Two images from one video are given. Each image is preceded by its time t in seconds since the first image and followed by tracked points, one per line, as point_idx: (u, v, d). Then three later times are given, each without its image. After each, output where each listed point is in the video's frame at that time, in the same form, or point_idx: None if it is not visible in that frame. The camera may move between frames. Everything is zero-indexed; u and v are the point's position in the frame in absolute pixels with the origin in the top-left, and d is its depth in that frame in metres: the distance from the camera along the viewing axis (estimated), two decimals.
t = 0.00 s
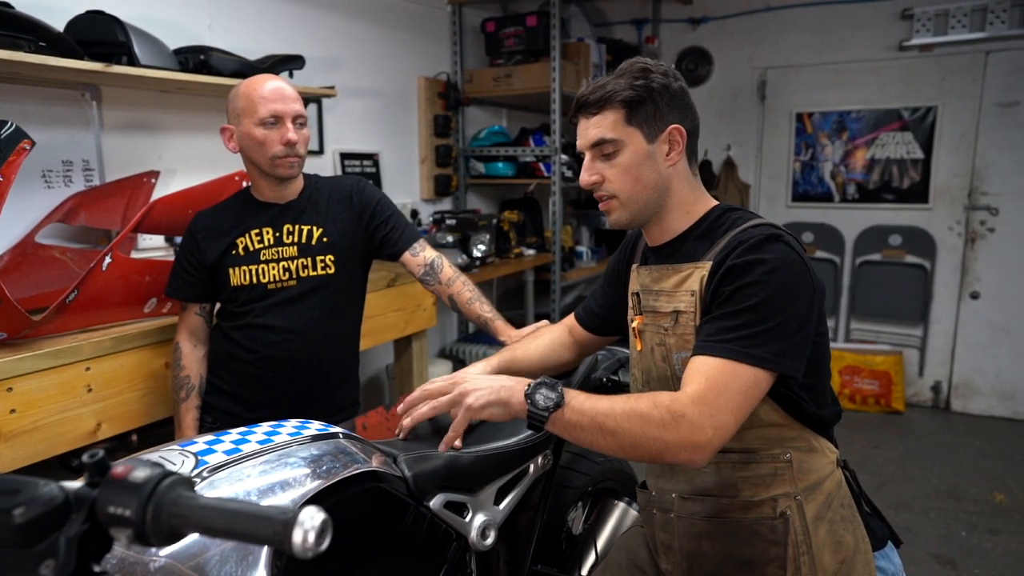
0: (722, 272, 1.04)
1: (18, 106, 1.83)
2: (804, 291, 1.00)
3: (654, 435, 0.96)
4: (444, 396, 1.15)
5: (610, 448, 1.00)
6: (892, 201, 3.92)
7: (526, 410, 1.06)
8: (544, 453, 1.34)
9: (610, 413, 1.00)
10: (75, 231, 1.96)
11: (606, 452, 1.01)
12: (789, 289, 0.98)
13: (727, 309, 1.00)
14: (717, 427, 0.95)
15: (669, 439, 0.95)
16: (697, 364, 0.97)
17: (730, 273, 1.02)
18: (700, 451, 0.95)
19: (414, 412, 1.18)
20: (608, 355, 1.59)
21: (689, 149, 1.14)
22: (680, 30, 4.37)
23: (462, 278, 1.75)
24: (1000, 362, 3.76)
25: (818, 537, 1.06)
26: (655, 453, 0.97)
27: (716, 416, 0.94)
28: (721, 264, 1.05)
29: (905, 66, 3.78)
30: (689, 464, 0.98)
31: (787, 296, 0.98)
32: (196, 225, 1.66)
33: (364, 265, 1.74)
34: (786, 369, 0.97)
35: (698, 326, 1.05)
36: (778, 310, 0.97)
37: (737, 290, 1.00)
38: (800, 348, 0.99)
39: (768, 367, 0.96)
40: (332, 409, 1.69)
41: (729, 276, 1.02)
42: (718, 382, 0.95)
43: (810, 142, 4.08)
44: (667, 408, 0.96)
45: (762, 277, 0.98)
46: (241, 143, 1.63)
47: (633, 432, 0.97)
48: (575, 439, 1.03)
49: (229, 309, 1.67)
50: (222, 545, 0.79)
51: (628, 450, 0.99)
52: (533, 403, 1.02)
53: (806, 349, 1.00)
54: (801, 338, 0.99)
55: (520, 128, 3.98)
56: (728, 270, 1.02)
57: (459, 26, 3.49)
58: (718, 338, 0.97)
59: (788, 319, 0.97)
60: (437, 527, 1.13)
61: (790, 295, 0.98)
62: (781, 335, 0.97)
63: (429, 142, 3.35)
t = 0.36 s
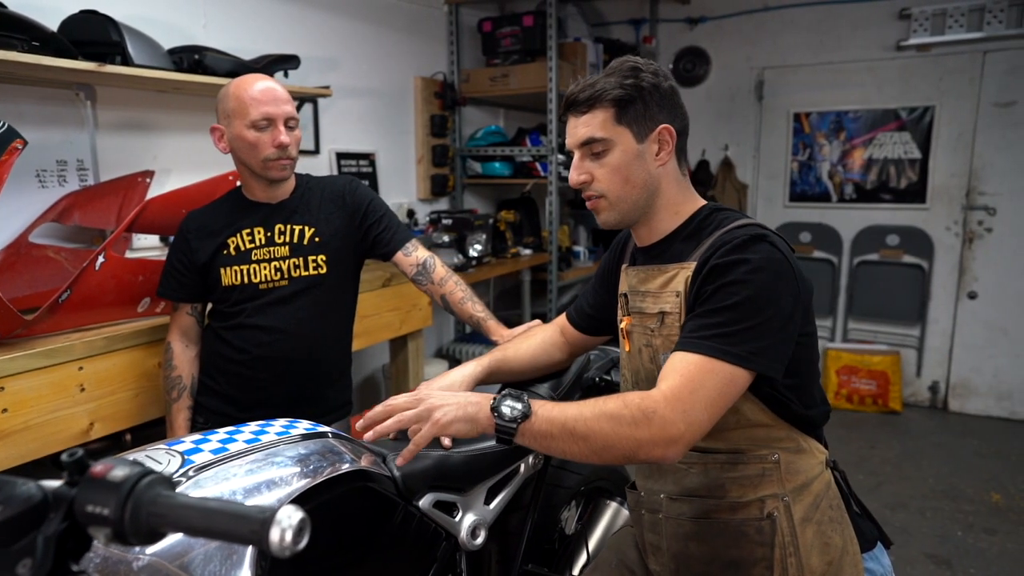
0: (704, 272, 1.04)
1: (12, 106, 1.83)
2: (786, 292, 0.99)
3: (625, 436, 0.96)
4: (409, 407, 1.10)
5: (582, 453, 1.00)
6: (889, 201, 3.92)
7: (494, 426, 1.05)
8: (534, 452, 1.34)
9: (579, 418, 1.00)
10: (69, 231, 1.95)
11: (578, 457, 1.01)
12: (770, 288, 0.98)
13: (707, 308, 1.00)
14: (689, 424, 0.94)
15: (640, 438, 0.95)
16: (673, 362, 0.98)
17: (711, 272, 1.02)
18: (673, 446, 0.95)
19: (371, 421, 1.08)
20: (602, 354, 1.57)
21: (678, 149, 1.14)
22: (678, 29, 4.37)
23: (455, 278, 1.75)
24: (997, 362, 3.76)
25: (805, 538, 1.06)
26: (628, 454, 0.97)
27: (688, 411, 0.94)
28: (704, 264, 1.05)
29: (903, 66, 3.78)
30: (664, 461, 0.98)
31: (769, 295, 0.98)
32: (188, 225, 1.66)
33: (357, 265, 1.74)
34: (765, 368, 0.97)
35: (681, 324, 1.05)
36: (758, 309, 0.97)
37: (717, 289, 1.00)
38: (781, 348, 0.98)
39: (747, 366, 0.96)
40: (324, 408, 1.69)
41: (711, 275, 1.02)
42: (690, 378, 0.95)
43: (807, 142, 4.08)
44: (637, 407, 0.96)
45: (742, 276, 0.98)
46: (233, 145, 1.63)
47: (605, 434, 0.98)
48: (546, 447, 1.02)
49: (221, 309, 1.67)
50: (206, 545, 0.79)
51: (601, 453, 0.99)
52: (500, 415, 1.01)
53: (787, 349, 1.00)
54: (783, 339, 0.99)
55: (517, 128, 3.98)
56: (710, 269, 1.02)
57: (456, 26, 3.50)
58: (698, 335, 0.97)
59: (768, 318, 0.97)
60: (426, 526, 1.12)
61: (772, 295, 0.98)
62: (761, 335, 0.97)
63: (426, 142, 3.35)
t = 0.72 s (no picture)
0: (693, 273, 1.04)
1: (10, 105, 1.84)
2: (774, 293, 0.99)
3: (604, 435, 0.97)
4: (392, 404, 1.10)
5: (563, 452, 1.01)
6: (890, 200, 3.92)
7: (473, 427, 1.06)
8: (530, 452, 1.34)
9: (558, 417, 1.01)
10: (67, 231, 1.95)
11: (560, 456, 1.02)
12: (758, 288, 0.97)
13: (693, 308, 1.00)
14: (669, 423, 0.95)
15: (618, 437, 0.96)
16: (657, 362, 0.98)
17: (700, 272, 1.02)
18: (651, 444, 0.96)
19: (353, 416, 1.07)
20: (598, 355, 1.58)
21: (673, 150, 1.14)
22: (678, 29, 4.37)
23: (452, 277, 1.76)
24: (998, 362, 3.75)
25: (800, 539, 1.06)
26: (608, 453, 0.98)
27: (668, 411, 0.94)
28: (693, 266, 1.05)
29: (903, 65, 3.77)
30: (644, 460, 0.98)
31: (757, 297, 0.97)
32: (184, 225, 1.66)
33: (354, 265, 1.74)
34: (750, 368, 0.97)
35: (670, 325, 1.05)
36: (745, 310, 0.97)
37: (704, 289, 1.00)
38: (768, 349, 0.98)
39: (731, 366, 0.95)
40: (321, 408, 1.69)
41: (698, 277, 1.02)
42: (671, 378, 0.95)
43: (807, 142, 4.07)
44: (616, 408, 0.97)
45: (728, 277, 0.98)
46: (228, 145, 1.63)
47: (583, 434, 0.99)
48: (527, 448, 1.03)
49: (217, 308, 1.67)
50: (198, 545, 0.79)
51: (581, 452, 1.00)
52: (480, 415, 1.03)
53: (774, 350, 0.99)
54: (771, 340, 0.98)
55: (517, 128, 3.98)
56: (699, 270, 1.02)
57: (456, 26, 3.50)
58: (684, 335, 0.97)
59: (755, 319, 0.97)
60: (421, 526, 1.12)
61: (760, 296, 0.97)
62: (746, 335, 0.97)
63: (425, 142, 3.35)
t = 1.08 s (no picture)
0: (680, 270, 1.04)
1: (6, 105, 1.84)
2: (761, 292, 0.98)
3: (579, 427, 0.98)
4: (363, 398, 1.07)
5: (537, 444, 1.02)
6: (889, 200, 3.91)
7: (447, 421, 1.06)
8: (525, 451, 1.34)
9: (532, 410, 1.02)
10: (64, 230, 1.95)
11: (534, 449, 1.02)
12: (744, 287, 0.97)
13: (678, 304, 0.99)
14: (645, 416, 0.95)
15: (592, 430, 0.97)
16: (636, 355, 0.98)
17: (686, 270, 1.02)
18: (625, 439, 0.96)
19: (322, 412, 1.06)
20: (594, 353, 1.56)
21: (664, 150, 1.14)
22: (677, 29, 4.37)
23: (448, 276, 1.76)
24: (997, 361, 3.75)
25: (791, 540, 1.06)
26: (582, 445, 0.99)
27: (644, 403, 0.95)
28: (680, 265, 1.05)
29: (902, 65, 3.77)
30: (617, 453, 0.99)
31: (742, 295, 0.97)
32: (178, 224, 1.66)
33: (349, 264, 1.74)
34: (732, 366, 0.96)
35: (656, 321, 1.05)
36: (729, 307, 0.96)
37: (689, 286, 1.00)
38: (752, 349, 0.98)
39: (711, 362, 0.95)
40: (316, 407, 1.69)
41: (683, 274, 1.02)
42: (649, 371, 0.95)
43: (807, 142, 4.07)
44: (592, 399, 0.98)
45: (714, 274, 0.98)
46: (224, 146, 1.63)
47: (557, 426, 1.00)
48: (501, 441, 1.04)
49: (213, 308, 1.67)
50: (187, 543, 0.79)
51: (555, 445, 1.01)
52: (453, 408, 1.03)
53: (759, 349, 0.99)
54: (756, 339, 0.98)
55: (516, 128, 3.98)
56: (686, 267, 1.02)
57: (454, 25, 3.50)
58: (668, 329, 0.97)
59: (739, 317, 0.97)
60: (414, 525, 1.13)
61: (744, 293, 0.97)
62: (730, 333, 0.96)
63: (424, 141, 3.35)
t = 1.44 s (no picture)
0: (675, 269, 1.04)
1: (5, 103, 1.84)
2: (756, 291, 0.98)
3: (571, 423, 0.99)
4: (359, 387, 1.10)
5: (530, 440, 1.02)
6: (889, 200, 3.91)
7: (440, 415, 1.07)
8: (523, 449, 1.34)
9: (526, 407, 1.02)
10: (64, 229, 1.94)
11: (527, 446, 1.03)
12: (739, 285, 0.97)
13: (673, 302, 0.99)
14: (638, 414, 0.95)
15: (584, 427, 0.98)
16: (632, 352, 0.98)
17: (681, 268, 1.02)
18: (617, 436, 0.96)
19: (317, 395, 1.08)
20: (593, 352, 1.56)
21: (661, 147, 1.14)
22: (677, 29, 4.36)
23: (446, 275, 1.76)
24: (998, 361, 3.74)
25: (789, 539, 1.06)
26: (575, 443, 0.99)
27: (637, 402, 0.95)
28: (675, 263, 1.05)
29: (903, 64, 3.76)
30: (610, 451, 0.99)
31: (737, 293, 0.97)
32: (177, 222, 1.66)
33: (347, 263, 1.74)
34: (726, 365, 0.96)
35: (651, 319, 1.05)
36: (724, 306, 0.96)
37: (684, 284, 1.00)
38: (747, 348, 0.98)
39: (706, 361, 0.95)
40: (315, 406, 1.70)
41: (678, 272, 1.02)
42: (644, 369, 0.95)
43: (807, 141, 4.06)
44: (585, 396, 0.98)
45: (709, 272, 0.98)
46: (221, 146, 1.63)
47: (550, 422, 1.00)
48: (494, 435, 1.04)
49: (211, 306, 1.67)
50: (183, 540, 0.79)
51: (549, 442, 1.01)
52: (447, 403, 1.04)
53: (754, 348, 0.99)
54: (751, 336, 0.98)
55: (516, 127, 3.99)
56: (682, 265, 1.02)
57: (454, 25, 3.51)
58: (662, 328, 0.97)
59: (733, 316, 0.97)
60: (411, 523, 1.13)
61: (739, 292, 0.97)
62: (724, 331, 0.96)
63: (424, 141, 3.35)
